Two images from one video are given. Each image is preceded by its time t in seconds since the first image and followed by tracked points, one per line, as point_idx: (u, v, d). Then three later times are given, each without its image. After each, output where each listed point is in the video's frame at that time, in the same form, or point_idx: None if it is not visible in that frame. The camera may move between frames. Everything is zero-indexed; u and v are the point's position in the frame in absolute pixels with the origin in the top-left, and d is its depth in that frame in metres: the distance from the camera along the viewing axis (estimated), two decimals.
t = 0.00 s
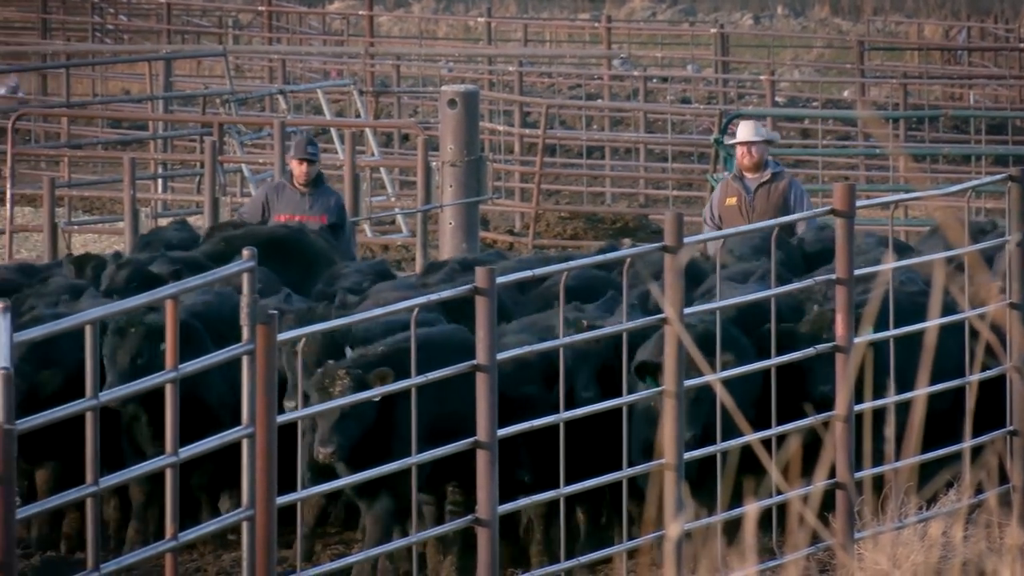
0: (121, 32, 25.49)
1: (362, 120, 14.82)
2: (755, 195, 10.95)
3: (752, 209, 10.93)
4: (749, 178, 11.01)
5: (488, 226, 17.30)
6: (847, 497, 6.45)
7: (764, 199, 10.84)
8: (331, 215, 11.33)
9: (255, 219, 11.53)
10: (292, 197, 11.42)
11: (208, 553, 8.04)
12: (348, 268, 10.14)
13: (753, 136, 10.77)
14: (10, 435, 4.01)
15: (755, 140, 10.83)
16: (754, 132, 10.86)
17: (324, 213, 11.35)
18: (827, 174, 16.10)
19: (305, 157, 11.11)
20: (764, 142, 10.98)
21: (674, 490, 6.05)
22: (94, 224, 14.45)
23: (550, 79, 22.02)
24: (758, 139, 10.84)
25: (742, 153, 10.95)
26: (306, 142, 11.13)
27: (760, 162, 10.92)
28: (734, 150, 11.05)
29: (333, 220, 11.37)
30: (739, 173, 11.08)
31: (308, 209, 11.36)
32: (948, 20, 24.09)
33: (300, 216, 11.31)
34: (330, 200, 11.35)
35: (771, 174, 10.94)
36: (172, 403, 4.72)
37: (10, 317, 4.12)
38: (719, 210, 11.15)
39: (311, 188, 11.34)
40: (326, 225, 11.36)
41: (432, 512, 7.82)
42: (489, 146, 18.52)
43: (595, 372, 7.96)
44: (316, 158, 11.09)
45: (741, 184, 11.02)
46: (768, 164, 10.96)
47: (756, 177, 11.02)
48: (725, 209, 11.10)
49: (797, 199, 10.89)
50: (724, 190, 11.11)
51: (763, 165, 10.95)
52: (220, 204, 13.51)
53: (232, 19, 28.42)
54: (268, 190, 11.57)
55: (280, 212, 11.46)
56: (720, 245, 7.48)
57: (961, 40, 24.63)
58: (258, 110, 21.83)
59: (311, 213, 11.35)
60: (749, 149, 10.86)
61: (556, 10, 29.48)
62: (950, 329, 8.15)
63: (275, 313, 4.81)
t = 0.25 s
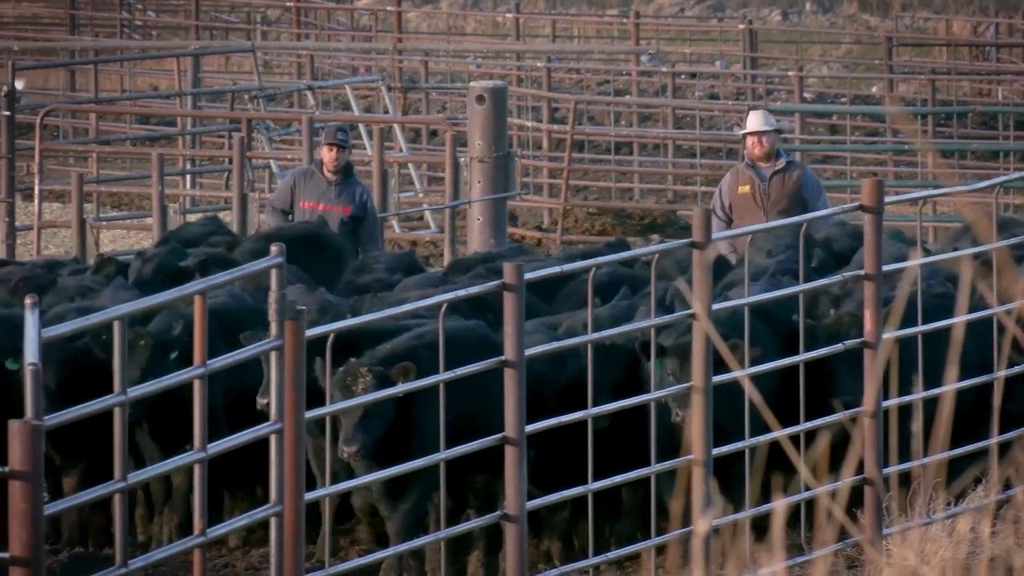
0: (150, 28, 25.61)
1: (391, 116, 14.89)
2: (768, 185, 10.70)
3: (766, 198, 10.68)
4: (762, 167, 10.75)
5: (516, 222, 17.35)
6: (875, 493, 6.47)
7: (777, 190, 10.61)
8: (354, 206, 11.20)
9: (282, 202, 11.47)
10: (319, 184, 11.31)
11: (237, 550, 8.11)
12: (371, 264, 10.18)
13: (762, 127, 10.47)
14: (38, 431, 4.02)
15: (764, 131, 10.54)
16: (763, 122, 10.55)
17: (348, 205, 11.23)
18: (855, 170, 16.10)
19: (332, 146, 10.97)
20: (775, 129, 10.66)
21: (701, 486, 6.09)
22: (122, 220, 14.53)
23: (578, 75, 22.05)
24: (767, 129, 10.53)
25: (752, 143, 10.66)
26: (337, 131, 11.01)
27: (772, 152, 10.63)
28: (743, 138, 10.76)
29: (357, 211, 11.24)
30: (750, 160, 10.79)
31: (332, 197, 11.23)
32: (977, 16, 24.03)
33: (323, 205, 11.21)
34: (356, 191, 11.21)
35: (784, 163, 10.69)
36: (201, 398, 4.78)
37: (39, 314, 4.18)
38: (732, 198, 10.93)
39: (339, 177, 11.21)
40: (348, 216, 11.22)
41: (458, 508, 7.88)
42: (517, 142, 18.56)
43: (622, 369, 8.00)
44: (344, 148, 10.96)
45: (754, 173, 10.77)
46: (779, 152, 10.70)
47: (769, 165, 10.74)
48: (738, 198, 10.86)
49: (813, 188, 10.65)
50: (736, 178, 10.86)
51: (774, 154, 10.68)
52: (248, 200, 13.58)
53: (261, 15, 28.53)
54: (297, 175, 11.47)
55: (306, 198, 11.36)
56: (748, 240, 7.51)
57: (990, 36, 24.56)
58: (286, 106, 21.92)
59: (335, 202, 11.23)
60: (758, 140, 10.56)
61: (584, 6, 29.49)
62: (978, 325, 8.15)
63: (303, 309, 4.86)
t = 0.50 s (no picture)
0: (175, 24, 25.71)
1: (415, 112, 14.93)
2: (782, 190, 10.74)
3: (780, 204, 10.71)
4: (778, 173, 10.82)
5: (540, 218, 17.37)
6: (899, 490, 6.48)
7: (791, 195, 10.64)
8: (375, 190, 11.24)
9: (305, 194, 11.51)
10: (338, 172, 11.35)
11: (261, 546, 8.14)
12: (396, 261, 10.22)
13: (780, 131, 10.55)
14: (62, 426, 4.04)
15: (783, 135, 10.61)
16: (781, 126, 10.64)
17: (368, 190, 11.28)
18: (880, 167, 16.09)
19: (345, 132, 11.02)
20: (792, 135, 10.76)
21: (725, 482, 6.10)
22: (147, 216, 14.60)
23: (602, 71, 22.06)
24: (785, 133, 10.61)
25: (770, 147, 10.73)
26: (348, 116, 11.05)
27: (788, 157, 10.71)
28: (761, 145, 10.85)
29: (378, 194, 11.27)
30: (767, 166, 10.87)
31: (352, 183, 11.28)
32: (1003, 12, 23.98)
33: (345, 193, 11.25)
34: (375, 175, 11.25)
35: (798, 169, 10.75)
36: (225, 394, 4.81)
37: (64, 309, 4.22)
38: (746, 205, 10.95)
39: (358, 163, 11.25)
40: (370, 200, 11.27)
41: (480, 506, 7.91)
42: (541, 138, 18.58)
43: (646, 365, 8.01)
44: (357, 132, 11.00)
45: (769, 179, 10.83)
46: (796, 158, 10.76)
47: (785, 170, 10.81)
48: (751, 203, 10.91)
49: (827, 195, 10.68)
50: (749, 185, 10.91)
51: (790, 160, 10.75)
52: (273, 197, 13.63)
53: (285, 12, 28.62)
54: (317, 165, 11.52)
55: (326, 187, 11.40)
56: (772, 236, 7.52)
57: (1015, 32, 24.49)
58: (311, 103, 22.00)
59: (355, 188, 11.28)
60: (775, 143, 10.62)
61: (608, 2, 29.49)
62: (1002, 321, 8.15)
63: (328, 305, 4.89)
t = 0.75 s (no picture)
0: (199, 20, 25.79)
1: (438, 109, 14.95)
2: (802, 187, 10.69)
3: (799, 202, 10.67)
4: (799, 169, 10.74)
5: (564, 214, 17.38)
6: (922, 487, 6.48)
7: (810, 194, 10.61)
8: (383, 190, 11.24)
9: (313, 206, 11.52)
10: (344, 178, 11.35)
11: (284, 544, 8.19)
12: (423, 259, 10.24)
13: (803, 129, 10.46)
14: (85, 423, 4.07)
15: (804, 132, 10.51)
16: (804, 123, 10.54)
17: (376, 190, 11.29)
18: (905, 163, 16.05)
19: (347, 138, 10.99)
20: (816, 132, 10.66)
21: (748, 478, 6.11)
22: (171, 213, 14.66)
23: (626, 68, 22.05)
24: (807, 131, 10.52)
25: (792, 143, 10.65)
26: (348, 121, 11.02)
27: (810, 154, 10.63)
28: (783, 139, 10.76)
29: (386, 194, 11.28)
30: (789, 161, 10.78)
31: (360, 186, 11.28)
32: None
33: (355, 199, 11.27)
34: (381, 175, 11.25)
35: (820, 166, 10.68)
36: (249, 390, 4.85)
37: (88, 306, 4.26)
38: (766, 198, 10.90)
39: (362, 166, 11.25)
40: (379, 200, 11.27)
41: (501, 503, 7.94)
42: (564, 135, 18.58)
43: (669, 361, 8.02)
44: (359, 138, 10.98)
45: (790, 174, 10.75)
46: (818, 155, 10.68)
47: (806, 168, 10.72)
48: (771, 198, 10.85)
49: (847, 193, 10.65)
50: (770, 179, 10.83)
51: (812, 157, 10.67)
52: (296, 194, 13.66)
53: (309, 9, 28.68)
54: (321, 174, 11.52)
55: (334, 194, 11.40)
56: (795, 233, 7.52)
57: None
58: (335, 99, 22.04)
59: (364, 190, 11.28)
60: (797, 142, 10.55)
61: None
62: None
63: (351, 301, 4.92)
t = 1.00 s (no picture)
0: (217, 19, 25.85)
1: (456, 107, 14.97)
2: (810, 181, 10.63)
3: (808, 196, 10.63)
4: (805, 163, 10.69)
5: (581, 212, 17.39)
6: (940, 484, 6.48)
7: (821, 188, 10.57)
8: (374, 183, 11.14)
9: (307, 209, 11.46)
10: (333, 178, 11.27)
11: (301, 542, 8.21)
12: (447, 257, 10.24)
13: (810, 122, 10.41)
14: (102, 421, 4.10)
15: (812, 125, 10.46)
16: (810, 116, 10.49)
17: (366, 184, 11.19)
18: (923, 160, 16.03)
19: (331, 137, 10.84)
20: (822, 124, 10.61)
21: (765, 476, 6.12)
22: (189, 210, 14.70)
23: (643, 65, 22.05)
24: (814, 124, 10.48)
25: (798, 137, 10.59)
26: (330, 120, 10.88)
27: (817, 147, 10.58)
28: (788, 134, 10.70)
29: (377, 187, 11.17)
30: (795, 155, 10.73)
31: (350, 183, 11.18)
32: None
33: (345, 195, 11.16)
34: (369, 169, 11.14)
35: (826, 160, 10.64)
36: (267, 388, 4.87)
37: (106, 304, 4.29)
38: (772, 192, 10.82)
39: (348, 163, 11.15)
40: (371, 194, 11.17)
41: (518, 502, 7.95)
42: (582, 132, 18.58)
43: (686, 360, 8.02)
44: (343, 136, 10.83)
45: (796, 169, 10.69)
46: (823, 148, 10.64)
47: (813, 160, 10.68)
48: (778, 193, 10.77)
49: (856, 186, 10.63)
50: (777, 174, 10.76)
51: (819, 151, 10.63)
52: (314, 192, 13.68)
53: (327, 7, 28.73)
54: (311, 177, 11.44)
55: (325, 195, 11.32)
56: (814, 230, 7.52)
57: None
58: (352, 97, 22.08)
59: (354, 187, 11.19)
60: (805, 135, 10.50)
61: None
62: None
63: (369, 299, 4.94)
